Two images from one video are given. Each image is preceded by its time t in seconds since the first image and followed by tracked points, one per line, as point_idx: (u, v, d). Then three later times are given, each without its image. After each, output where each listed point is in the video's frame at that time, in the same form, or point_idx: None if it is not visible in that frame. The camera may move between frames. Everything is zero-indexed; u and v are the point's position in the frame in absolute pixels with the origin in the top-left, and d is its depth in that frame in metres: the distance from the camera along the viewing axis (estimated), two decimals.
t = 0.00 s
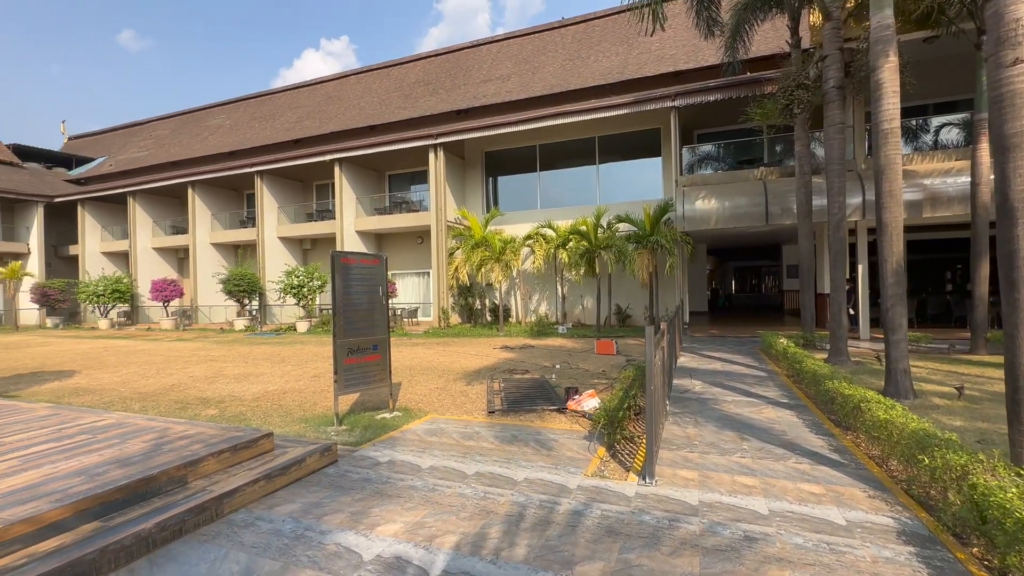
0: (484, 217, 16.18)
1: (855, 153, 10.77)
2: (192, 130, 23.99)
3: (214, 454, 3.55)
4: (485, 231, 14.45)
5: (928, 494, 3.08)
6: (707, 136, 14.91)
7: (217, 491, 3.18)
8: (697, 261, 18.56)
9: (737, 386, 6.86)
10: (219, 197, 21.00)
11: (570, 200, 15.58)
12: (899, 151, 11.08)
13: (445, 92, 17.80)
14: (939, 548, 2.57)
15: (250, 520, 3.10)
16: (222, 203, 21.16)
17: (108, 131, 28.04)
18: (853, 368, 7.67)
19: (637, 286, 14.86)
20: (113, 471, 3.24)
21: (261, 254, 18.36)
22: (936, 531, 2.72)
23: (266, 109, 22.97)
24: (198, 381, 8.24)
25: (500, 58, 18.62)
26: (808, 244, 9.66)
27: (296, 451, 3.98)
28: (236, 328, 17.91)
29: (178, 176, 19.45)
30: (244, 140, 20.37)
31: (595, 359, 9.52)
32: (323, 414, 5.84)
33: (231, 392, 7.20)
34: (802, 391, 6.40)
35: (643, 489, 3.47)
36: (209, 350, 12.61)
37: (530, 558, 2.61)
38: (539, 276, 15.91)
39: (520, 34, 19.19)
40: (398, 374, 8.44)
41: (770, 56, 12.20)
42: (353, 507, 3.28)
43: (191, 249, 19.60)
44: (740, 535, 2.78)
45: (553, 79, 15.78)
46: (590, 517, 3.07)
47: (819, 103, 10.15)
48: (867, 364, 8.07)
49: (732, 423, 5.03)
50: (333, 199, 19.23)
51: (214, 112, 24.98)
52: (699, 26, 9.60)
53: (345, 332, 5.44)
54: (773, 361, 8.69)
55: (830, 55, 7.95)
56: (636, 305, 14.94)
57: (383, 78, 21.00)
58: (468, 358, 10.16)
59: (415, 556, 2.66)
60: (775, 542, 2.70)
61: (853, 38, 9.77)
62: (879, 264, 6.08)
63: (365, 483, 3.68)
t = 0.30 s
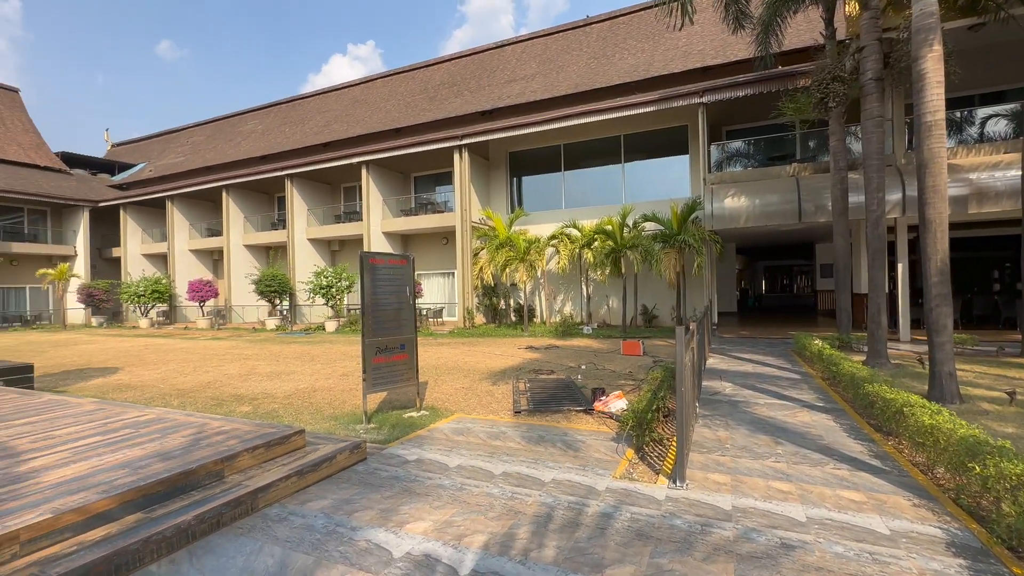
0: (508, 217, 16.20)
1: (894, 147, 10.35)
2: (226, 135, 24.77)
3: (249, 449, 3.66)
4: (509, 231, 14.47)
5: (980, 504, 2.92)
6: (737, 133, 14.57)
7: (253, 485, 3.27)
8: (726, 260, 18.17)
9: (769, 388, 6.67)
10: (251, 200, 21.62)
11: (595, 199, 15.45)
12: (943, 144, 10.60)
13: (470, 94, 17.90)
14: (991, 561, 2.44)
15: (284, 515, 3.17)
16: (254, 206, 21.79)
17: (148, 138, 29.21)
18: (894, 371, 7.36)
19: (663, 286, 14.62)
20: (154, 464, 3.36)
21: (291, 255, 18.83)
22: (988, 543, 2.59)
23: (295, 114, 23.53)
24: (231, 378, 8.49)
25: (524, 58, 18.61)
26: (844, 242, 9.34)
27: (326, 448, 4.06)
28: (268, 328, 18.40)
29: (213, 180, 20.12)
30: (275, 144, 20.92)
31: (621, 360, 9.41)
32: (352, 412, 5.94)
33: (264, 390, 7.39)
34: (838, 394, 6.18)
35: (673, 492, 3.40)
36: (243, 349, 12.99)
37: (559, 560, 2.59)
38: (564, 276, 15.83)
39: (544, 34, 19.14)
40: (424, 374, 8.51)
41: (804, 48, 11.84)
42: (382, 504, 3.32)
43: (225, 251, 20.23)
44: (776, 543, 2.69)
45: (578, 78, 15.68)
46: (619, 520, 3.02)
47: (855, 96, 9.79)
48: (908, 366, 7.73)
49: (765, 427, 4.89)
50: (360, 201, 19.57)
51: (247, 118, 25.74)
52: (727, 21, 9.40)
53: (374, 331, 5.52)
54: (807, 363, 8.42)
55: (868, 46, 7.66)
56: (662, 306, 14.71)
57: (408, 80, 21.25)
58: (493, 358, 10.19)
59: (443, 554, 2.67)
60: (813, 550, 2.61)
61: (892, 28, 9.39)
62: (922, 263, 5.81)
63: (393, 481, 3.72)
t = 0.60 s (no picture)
0: (532, 217, 16.19)
1: (936, 140, 9.90)
2: (257, 140, 25.45)
3: (281, 445, 3.75)
4: (533, 231, 14.44)
5: None
6: (767, 128, 14.20)
7: (284, 480, 3.35)
8: (755, 259, 17.74)
9: (802, 391, 6.47)
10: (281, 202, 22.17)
11: (620, 198, 15.28)
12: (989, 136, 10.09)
13: (493, 94, 17.95)
14: None
15: (314, 510, 3.23)
16: (284, 208, 22.34)
17: (184, 143, 30.27)
18: (935, 374, 7.05)
19: (690, 285, 14.36)
20: (191, 458, 3.48)
21: (320, 255, 19.25)
22: None
23: (323, 117, 24.02)
24: (263, 376, 8.72)
25: (548, 57, 18.56)
26: (881, 240, 8.99)
27: (354, 445, 4.13)
28: (297, 327, 18.84)
29: (245, 183, 20.71)
30: (304, 147, 21.40)
31: (647, 361, 9.28)
32: (379, 410, 6.02)
33: (294, 387, 7.57)
34: (876, 397, 5.95)
35: (703, 496, 3.33)
36: (274, 347, 13.34)
37: (586, 562, 2.57)
38: (588, 276, 15.73)
39: (568, 32, 19.04)
40: (448, 373, 8.58)
41: (839, 39, 11.44)
42: (409, 501, 3.35)
43: (257, 252, 20.81)
44: (812, 550, 2.61)
45: (602, 76, 15.55)
46: (647, 522, 2.98)
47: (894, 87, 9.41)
48: (951, 369, 7.39)
49: (798, 430, 4.75)
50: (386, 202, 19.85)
51: (276, 122, 26.42)
52: (756, 15, 9.18)
53: (400, 331, 5.60)
54: (841, 366, 8.15)
55: (907, 35, 7.35)
56: (689, 306, 14.44)
57: (433, 82, 21.45)
58: (517, 358, 10.19)
59: (470, 553, 2.68)
60: (851, 559, 2.51)
61: (934, 15, 8.99)
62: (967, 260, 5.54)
63: (420, 479, 3.75)
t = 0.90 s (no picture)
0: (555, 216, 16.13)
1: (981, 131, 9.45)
2: (287, 142, 26.07)
3: (309, 441, 3.82)
4: (556, 230, 14.36)
5: None
6: (798, 123, 13.80)
7: (313, 475, 3.41)
8: (785, 257, 17.26)
9: (835, 393, 6.26)
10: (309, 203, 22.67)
11: (645, 196, 15.07)
12: None
13: (517, 93, 17.94)
14: None
15: (341, 505, 3.28)
16: (311, 209, 22.83)
17: (217, 147, 31.23)
18: (980, 377, 6.71)
19: (718, 285, 14.06)
20: (224, 451, 3.58)
21: (346, 255, 19.61)
22: None
23: (349, 119, 24.44)
24: (292, 372, 8.94)
25: (571, 55, 18.45)
26: (921, 236, 8.62)
27: (380, 441, 4.18)
28: (324, 325, 19.24)
29: (275, 185, 21.24)
30: (331, 149, 21.81)
31: (672, 361, 9.12)
32: (404, 408, 6.09)
33: (321, 384, 7.73)
34: (916, 401, 5.71)
35: (733, 500, 3.25)
36: (303, 345, 13.64)
37: (611, 563, 2.54)
38: (612, 275, 15.57)
39: (592, 29, 18.88)
40: (472, 371, 8.61)
41: (876, 29, 11.03)
42: (434, 498, 3.37)
43: (286, 252, 21.32)
44: (848, 558, 2.52)
45: (627, 72, 15.36)
46: (674, 525, 2.92)
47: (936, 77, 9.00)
48: (998, 372, 7.03)
49: (832, 434, 4.59)
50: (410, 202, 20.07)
51: (304, 125, 27.01)
52: (786, 6, 8.93)
53: (425, 329, 5.65)
54: (878, 368, 7.85)
55: (950, 22, 7.02)
56: (716, 305, 14.14)
57: (456, 82, 21.57)
58: (541, 357, 10.16)
59: (495, 552, 2.68)
60: (890, 569, 2.41)
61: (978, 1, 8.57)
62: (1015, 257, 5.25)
63: (445, 476, 3.77)
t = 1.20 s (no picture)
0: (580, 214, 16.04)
1: None
2: (315, 144, 26.61)
3: (339, 436, 3.89)
4: (581, 228, 14.26)
5: None
6: (833, 116, 13.33)
7: (342, 470, 3.47)
8: (819, 255, 16.74)
9: (873, 396, 6.03)
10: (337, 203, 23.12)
11: (672, 193, 14.83)
12: None
13: (541, 91, 17.87)
14: None
15: (369, 500, 3.33)
16: (339, 208, 23.26)
17: (249, 149, 32.14)
18: None
19: (747, 284, 13.73)
20: (258, 445, 3.68)
21: (373, 254, 19.92)
22: None
23: (376, 120, 24.79)
24: (321, 369, 9.13)
25: (596, 51, 18.26)
26: (966, 232, 8.22)
27: (407, 438, 4.22)
28: (351, 323, 19.61)
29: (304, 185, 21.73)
30: (358, 150, 22.17)
31: (700, 361, 8.95)
32: (430, 405, 6.15)
33: (349, 380, 7.87)
34: (961, 405, 5.44)
35: (765, 504, 3.16)
36: (332, 342, 13.93)
37: (640, 566, 2.50)
38: (638, 274, 15.39)
39: (617, 25, 18.65)
40: (497, 369, 8.63)
41: (918, 15, 10.53)
42: (461, 495, 3.39)
43: (315, 251, 21.79)
44: (889, 568, 2.42)
45: (653, 68, 15.12)
46: (704, 528, 2.86)
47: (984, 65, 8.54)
48: None
49: (870, 438, 4.42)
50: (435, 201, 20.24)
51: (332, 126, 27.54)
52: None
53: (451, 327, 5.68)
54: (919, 370, 7.52)
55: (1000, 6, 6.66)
56: (745, 305, 13.81)
57: (481, 82, 21.63)
58: (566, 355, 10.11)
59: (522, 550, 2.67)
60: None
61: None
62: None
63: (471, 473, 3.78)
